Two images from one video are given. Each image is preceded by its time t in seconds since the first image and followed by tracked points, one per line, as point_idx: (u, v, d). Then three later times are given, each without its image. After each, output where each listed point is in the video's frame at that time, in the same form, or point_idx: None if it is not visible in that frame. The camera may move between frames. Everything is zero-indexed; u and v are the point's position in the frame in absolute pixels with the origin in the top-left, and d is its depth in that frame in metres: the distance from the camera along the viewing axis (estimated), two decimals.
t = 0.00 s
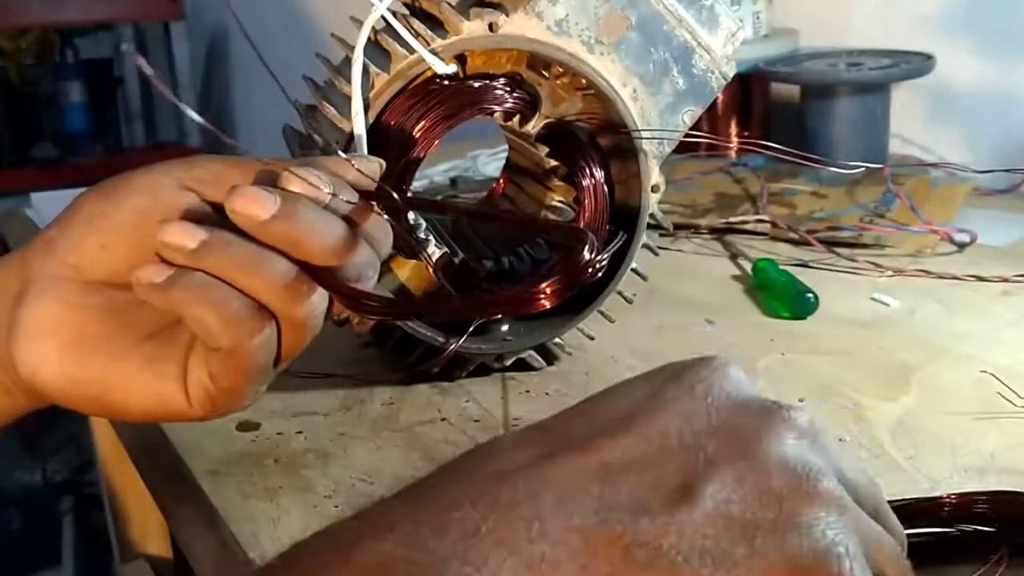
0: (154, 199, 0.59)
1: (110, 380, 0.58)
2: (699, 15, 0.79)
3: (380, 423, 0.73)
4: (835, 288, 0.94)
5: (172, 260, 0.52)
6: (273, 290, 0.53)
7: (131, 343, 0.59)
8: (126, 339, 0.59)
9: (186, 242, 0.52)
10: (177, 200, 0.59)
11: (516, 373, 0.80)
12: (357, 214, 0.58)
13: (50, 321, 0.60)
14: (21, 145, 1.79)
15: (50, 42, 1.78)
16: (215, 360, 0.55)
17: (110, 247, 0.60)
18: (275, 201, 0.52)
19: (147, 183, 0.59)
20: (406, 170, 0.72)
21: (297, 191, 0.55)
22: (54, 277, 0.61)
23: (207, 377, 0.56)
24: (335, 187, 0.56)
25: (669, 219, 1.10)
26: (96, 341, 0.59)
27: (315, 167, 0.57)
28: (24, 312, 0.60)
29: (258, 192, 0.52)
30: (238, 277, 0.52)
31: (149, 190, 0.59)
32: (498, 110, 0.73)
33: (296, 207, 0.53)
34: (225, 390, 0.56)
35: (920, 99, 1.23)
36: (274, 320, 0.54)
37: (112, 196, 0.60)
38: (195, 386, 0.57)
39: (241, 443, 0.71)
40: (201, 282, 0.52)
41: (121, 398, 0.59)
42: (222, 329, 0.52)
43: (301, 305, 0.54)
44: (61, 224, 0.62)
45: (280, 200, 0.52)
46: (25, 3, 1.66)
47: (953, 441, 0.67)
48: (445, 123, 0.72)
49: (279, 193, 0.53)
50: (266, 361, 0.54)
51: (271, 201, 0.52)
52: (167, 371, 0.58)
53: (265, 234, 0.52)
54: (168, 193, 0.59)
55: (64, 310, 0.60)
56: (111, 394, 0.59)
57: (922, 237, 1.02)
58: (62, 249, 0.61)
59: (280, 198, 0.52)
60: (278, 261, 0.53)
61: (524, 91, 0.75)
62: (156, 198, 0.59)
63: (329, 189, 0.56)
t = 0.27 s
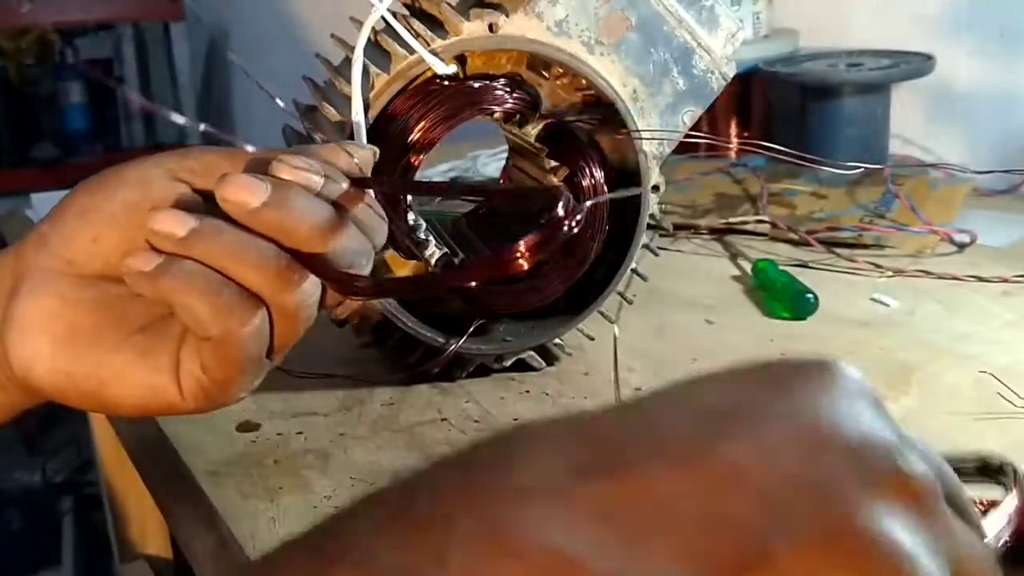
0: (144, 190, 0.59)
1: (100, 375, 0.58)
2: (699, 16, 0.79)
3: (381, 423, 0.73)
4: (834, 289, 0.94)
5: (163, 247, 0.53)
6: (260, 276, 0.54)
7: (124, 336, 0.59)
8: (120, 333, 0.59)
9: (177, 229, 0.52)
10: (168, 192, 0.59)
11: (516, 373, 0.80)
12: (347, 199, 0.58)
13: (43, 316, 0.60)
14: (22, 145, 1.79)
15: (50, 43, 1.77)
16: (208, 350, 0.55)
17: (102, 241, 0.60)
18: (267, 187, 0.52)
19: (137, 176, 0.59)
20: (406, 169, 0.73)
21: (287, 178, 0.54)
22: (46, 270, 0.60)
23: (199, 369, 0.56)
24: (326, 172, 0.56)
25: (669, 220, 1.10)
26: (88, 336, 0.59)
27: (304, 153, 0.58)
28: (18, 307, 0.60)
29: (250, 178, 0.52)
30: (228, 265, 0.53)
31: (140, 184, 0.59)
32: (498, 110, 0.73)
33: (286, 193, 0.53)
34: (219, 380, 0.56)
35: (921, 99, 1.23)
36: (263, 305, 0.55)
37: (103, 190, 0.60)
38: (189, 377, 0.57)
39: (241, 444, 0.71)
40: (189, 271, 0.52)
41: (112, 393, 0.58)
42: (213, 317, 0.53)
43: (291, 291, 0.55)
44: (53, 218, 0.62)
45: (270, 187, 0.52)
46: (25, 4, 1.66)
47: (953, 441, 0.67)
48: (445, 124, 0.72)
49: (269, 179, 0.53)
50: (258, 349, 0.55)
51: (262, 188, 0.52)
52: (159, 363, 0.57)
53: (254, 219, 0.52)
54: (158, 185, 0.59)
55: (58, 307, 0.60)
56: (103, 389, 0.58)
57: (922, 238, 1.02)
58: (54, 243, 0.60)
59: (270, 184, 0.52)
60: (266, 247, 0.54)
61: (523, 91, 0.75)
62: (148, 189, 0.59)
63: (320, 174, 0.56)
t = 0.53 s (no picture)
0: (190, 227, 0.59)
1: (122, 405, 0.58)
2: (699, 16, 0.79)
3: (381, 423, 0.73)
4: (834, 289, 0.94)
5: (202, 286, 0.52)
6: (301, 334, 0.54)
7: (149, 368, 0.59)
8: (143, 365, 0.59)
9: (218, 271, 0.51)
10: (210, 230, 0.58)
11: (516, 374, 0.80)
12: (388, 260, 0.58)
13: (70, 340, 0.59)
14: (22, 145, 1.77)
15: (50, 42, 1.78)
16: (233, 393, 0.55)
17: (136, 271, 0.60)
18: (314, 239, 0.51)
19: (181, 210, 0.59)
20: (406, 169, 0.73)
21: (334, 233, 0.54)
22: (80, 294, 0.61)
23: (222, 410, 0.56)
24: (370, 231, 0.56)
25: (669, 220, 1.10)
26: (114, 364, 0.59)
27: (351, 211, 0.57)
28: (45, 331, 0.59)
29: (299, 228, 0.51)
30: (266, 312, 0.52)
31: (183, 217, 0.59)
32: (498, 110, 0.75)
33: (332, 247, 0.52)
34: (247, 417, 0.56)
35: (920, 99, 1.24)
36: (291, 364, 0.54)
37: (147, 220, 0.60)
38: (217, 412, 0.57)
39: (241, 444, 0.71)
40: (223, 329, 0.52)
41: (131, 423, 0.58)
42: (249, 366, 0.53)
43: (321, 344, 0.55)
44: (92, 243, 0.62)
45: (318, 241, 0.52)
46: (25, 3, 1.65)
47: (953, 441, 0.67)
48: (444, 124, 0.73)
49: (315, 232, 0.53)
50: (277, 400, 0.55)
51: (310, 240, 0.51)
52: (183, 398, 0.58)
53: (297, 269, 0.52)
54: (203, 222, 0.59)
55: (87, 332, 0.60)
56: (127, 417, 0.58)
57: (922, 237, 1.02)
58: (90, 268, 0.61)
59: (318, 237, 0.52)
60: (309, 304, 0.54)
61: (524, 92, 0.75)
62: (190, 224, 0.59)
63: (366, 230, 0.56)
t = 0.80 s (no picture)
0: (158, 211, 0.58)
1: (99, 380, 0.58)
2: (699, 16, 0.79)
3: (381, 423, 0.73)
4: (835, 289, 0.94)
5: (167, 263, 0.52)
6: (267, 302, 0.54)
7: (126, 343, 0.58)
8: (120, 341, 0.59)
9: (183, 249, 0.52)
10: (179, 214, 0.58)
11: (516, 374, 0.80)
12: (350, 233, 0.58)
13: (44, 318, 0.59)
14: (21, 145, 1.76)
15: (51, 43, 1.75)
16: (203, 362, 0.55)
17: (109, 252, 0.59)
18: (274, 215, 0.51)
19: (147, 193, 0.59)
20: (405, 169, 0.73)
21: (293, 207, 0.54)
22: (54, 277, 0.60)
23: (195, 380, 0.56)
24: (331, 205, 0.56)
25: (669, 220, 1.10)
26: (87, 341, 0.59)
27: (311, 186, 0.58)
28: (19, 313, 0.59)
29: (259, 203, 0.51)
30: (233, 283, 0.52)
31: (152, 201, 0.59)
32: (498, 110, 0.75)
33: (291, 221, 0.52)
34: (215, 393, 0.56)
35: (920, 99, 1.24)
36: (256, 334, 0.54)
37: (118, 204, 0.59)
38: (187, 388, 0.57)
39: (241, 444, 0.71)
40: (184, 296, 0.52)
41: (109, 399, 0.58)
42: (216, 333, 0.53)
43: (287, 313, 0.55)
44: (63, 227, 0.61)
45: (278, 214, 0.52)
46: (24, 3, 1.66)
47: (953, 441, 0.67)
48: (444, 124, 0.74)
49: (275, 207, 0.52)
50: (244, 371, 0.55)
51: (269, 214, 0.51)
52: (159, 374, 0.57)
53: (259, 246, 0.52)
54: (171, 205, 0.58)
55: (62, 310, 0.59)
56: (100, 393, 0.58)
57: (922, 238, 1.02)
58: (64, 251, 0.60)
59: (279, 213, 0.51)
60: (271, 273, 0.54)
61: (523, 92, 0.76)
62: (160, 209, 0.58)
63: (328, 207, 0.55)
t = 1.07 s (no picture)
0: (130, 209, 0.59)
1: (76, 375, 0.59)
2: (698, 16, 0.79)
3: (380, 422, 0.73)
4: (834, 289, 0.94)
5: (140, 262, 0.51)
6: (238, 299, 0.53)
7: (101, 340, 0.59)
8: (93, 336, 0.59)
9: (159, 248, 0.51)
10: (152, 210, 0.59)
11: (516, 373, 0.80)
12: (316, 232, 0.60)
13: (20, 315, 0.60)
14: (21, 144, 1.75)
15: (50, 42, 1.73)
16: (176, 358, 0.55)
17: (82, 250, 0.59)
18: (246, 214, 0.52)
19: (120, 192, 0.59)
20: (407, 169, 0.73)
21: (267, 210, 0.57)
22: (26, 274, 0.60)
23: (168, 375, 0.57)
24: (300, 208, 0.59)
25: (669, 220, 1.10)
26: (62, 337, 0.59)
27: (281, 188, 0.61)
28: None
29: (230, 204, 0.52)
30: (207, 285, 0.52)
31: (124, 199, 0.59)
32: (498, 110, 0.75)
33: (263, 221, 0.53)
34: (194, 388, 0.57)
35: (919, 99, 1.24)
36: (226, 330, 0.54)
37: (91, 201, 0.60)
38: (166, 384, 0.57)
39: (240, 444, 0.71)
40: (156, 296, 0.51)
41: (87, 393, 0.59)
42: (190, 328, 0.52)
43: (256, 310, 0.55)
44: (38, 223, 0.61)
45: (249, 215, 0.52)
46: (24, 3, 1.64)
47: (953, 441, 0.67)
48: (444, 124, 0.74)
49: (249, 210, 0.53)
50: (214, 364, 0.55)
51: (241, 214, 0.52)
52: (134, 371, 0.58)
53: (232, 245, 0.52)
54: (144, 204, 0.59)
55: (38, 306, 0.59)
56: (79, 389, 0.59)
57: (921, 237, 1.02)
58: (37, 247, 0.60)
59: (250, 212, 0.52)
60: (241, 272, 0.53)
61: (523, 92, 0.76)
62: (132, 207, 0.59)
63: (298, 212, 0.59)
